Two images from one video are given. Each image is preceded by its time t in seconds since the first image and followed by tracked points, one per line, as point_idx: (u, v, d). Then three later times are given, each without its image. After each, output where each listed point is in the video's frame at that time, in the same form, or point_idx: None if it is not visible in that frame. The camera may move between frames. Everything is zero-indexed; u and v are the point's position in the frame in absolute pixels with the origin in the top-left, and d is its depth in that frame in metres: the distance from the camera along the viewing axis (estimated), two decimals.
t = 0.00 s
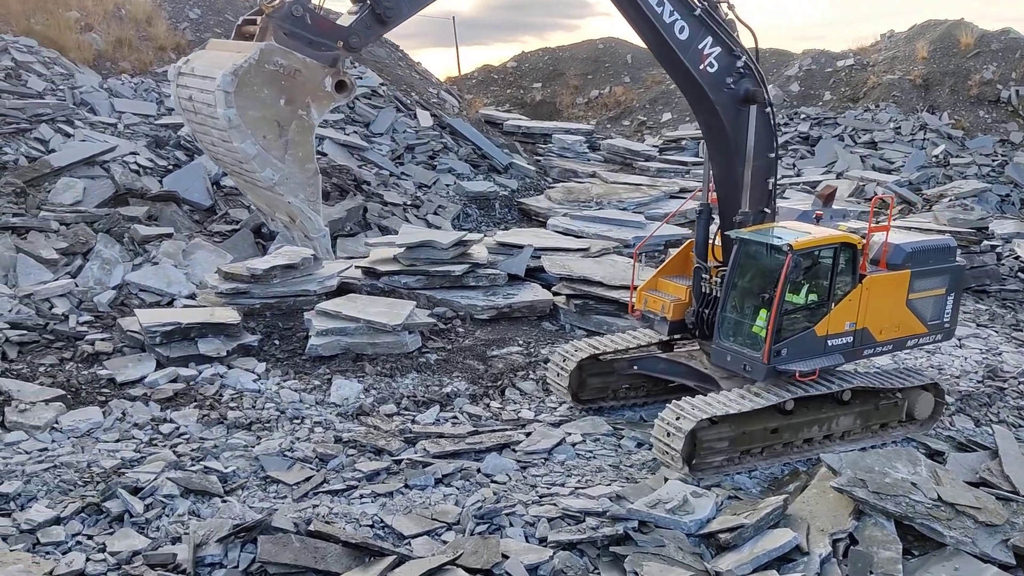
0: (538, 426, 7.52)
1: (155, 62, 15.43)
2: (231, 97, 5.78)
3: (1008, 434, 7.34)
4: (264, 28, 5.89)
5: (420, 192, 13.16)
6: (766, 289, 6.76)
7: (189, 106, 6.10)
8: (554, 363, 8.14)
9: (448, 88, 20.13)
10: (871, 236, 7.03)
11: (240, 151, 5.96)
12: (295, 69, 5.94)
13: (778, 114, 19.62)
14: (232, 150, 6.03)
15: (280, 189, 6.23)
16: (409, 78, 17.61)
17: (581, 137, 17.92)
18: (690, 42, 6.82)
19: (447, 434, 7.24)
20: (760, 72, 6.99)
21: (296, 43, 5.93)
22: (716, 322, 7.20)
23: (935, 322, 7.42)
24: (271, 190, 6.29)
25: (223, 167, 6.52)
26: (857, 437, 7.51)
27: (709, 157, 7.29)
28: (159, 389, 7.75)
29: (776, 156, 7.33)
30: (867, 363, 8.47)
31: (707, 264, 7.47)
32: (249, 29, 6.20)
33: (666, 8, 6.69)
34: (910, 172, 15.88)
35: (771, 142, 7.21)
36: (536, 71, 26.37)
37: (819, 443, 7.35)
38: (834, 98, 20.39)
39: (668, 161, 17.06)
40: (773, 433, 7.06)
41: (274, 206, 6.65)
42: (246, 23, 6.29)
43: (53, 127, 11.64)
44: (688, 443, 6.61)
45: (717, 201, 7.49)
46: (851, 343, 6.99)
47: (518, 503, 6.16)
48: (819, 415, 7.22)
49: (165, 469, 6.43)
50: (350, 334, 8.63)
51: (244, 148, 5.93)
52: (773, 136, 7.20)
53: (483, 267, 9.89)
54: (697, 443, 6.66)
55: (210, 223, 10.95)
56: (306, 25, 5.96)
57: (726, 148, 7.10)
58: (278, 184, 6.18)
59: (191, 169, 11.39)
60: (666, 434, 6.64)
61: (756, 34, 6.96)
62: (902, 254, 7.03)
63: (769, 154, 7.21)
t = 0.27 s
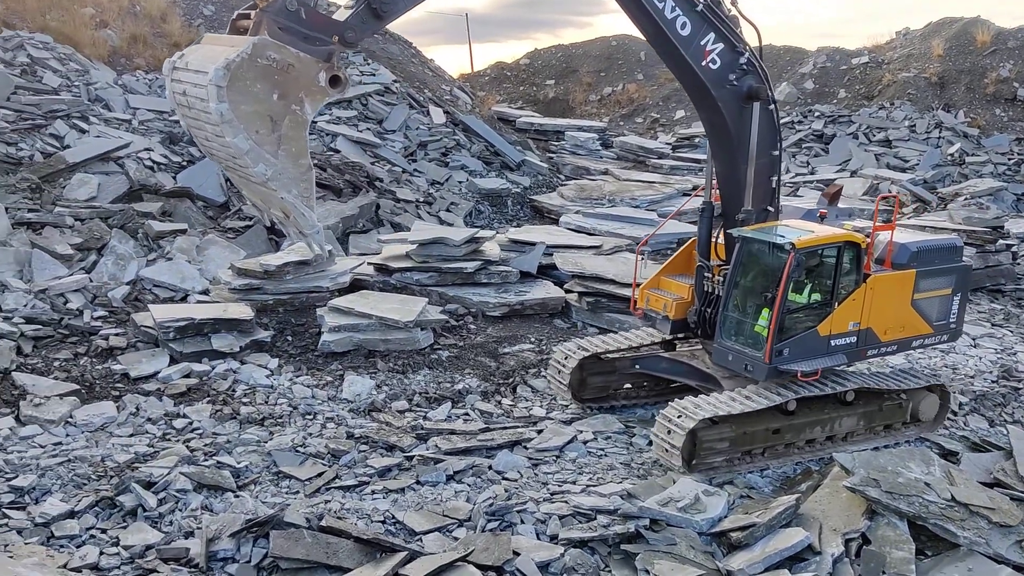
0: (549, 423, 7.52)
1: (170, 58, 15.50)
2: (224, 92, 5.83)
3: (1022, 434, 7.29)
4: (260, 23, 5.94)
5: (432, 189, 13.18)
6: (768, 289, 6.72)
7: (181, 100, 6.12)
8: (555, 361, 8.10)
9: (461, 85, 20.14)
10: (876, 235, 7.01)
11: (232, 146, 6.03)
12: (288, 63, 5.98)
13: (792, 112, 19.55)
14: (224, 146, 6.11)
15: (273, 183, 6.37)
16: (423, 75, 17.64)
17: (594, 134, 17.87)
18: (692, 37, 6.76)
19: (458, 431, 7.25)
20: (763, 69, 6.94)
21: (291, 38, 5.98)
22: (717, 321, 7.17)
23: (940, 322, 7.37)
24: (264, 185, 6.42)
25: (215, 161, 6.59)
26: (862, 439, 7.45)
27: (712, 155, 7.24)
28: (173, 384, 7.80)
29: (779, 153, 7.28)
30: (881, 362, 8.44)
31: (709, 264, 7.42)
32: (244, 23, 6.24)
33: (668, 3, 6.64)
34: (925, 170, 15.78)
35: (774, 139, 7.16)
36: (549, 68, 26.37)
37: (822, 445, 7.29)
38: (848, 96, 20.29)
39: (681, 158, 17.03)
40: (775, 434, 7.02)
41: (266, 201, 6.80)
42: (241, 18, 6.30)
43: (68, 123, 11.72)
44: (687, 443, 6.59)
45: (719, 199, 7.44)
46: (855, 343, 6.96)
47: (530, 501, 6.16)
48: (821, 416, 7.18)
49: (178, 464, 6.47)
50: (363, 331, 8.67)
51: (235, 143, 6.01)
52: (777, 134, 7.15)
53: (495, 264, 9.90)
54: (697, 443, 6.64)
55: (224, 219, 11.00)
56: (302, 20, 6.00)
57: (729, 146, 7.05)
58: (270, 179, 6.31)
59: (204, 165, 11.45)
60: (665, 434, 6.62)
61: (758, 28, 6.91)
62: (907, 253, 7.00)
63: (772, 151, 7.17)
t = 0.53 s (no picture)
0: (557, 422, 7.52)
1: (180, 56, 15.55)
2: (218, 83, 5.81)
3: None
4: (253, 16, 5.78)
5: (441, 187, 13.19)
6: (767, 287, 6.68)
7: (175, 93, 6.06)
8: (553, 361, 8.11)
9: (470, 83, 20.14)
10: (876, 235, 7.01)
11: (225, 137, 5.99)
12: (282, 55, 5.88)
13: (802, 111, 19.49)
14: (220, 140, 6.10)
15: (269, 177, 6.44)
16: (432, 73, 17.65)
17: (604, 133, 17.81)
18: (691, 34, 6.71)
19: (466, 429, 7.26)
20: (762, 66, 6.91)
21: (285, 32, 5.75)
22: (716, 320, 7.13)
23: (942, 322, 7.34)
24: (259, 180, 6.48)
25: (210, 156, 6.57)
26: (862, 440, 7.42)
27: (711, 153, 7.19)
28: (182, 381, 7.83)
29: (778, 151, 7.26)
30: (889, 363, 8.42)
31: (707, 262, 7.39)
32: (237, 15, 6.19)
33: None
34: (935, 170, 15.71)
35: (773, 137, 7.15)
36: (558, 66, 26.35)
37: (822, 446, 7.27)
38: (859, 95, 20.22)
39: (689, 157, 17.00)
40: (773, 434, 7.01)
41: (259, 196, 6.82)
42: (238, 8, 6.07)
43: (78, 121, 11.76)
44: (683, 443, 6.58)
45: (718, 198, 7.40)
46: (855, 342, 6.92)
47: (537, 499, 6.16)
48: (820, 417, 7.16)
49: (187, 461, 6.49)
50: (371, 329, 8.69)
51: (229, 135, 5.98)
52: (775, 132, 7.13)
53: (503, 263, 9.91)
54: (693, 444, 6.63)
55: (233, 217, 11.03)
56: (296, 13, 5.74)
57: (728, 144, 7.01)
58: (266, 173, 6.36)
59: (213, 163, 11.49)
60: (662, 435, 6.60)
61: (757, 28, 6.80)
62: (908, 253, 7.00)
63: (771, 149, 7.14)
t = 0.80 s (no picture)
0: (565, 422, 7.52)
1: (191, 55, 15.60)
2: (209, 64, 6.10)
3: None
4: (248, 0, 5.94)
5: (449, 186, 13.20)
6: (764, 286, 6.66)
7: (169, 76, 6.35)
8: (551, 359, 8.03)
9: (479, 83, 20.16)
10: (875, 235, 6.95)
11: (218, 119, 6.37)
12: (273, 38, 6.03)
13: (812, 111, 19.44)
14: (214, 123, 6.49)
15: (255, 157, 6.87)
16: (441, 73, 17.67)
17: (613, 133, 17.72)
18: (690, 30, 6.67)
19: (474, 428, 7.26)
20: (763, 63, 6.85)
21: (279, 15, 5.90)
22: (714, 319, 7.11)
23: (942, 324, 7.30)
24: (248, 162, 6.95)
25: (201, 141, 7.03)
26: (860, 442, 7.35)
27: (711, 151, 7.14)
28: (190, 379, 7.86)
29: (778, 150, 7.19)
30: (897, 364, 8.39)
31: (707, 261, 7.37)
32: None
33: None
34: (945, 170, 15.65)
35: (773, 135, 7.09)
36: (567, 65, 26.35)
37: (819, 448, 7.20)
38: (869, 94, 20.15)
39: (698, 156, 16.99)
40: (769, 435, 6.94)
41: (255, 182, 7.60)
42: None
43: (89, 119, 11.82)
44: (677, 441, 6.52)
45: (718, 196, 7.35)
46: (854, 343, 6.89)
47: (545, 499, 6.16)
48: (818, 418, 7.09)
49: (196, 458, 6.51)
50: (379, 327, 8.70)
51: (220, 117, 6.31)
52: (775, 129, 7.08)
53: (511, 262, 9.92)
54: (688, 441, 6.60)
55: (242, 216, 11.07)
56: None
57: (727, 141, 6.97)
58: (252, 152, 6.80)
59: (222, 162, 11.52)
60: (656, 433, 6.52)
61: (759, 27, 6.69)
62: (908, 254, 6.94)
63: (771, 147, 7.09)
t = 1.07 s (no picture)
0: (574, 423, 7.52)
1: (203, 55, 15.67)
2: (194, 70, 5.09)
3: None
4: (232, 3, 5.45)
5: (459, 187, 13.21)
6: (762, 290, 6.63)
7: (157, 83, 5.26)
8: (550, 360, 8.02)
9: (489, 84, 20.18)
10: (877, 240, 6.91)
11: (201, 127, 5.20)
12: (261, 43, 5.37)
13: (823, 112, 19.38)
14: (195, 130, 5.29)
15: (242, 167, 5.46)
16: (451, 73, 17.70)
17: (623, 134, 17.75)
18: (690, 31, 6.63)
19: (483, 429, 7.26)
20: (763, 64, 6.82)
21: (268, 18, 5.39)
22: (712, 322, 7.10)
23: (945, 330, 7.25)
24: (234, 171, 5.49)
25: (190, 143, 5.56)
26: (859, 448, 7.27)
27: (711, 152, 7.12)
28: (201, 378, 7.88)
29: (779, 151, 7.17)
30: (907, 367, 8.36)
31: (706, 263, 7.32)
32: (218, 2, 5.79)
33: None
34: (957, 172, 15.58)
35: (773, 136, 7.07)
36: (578, 66, 26.34)
37: (818, 453, 7.12)
38: (880, 96, 20.08)
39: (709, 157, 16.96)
40: (767, 440, 6.88)
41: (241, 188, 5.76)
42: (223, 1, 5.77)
43: (101, 119, 11.88)
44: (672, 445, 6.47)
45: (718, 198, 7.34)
46: (855, 348, 6.87)
47: (553, 499, 6.16)
48: (818, 423, 7.01)
49: (206, 457, 6.53)
50: (389, 327, 8.71)
51: (205, 124, 5.18)
52: (776, 131, 7.05)
53: (521, 263, 9.93)
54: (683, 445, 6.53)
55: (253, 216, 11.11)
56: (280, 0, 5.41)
57: (727, 143, 6.94)
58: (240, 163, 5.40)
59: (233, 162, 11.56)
60: (652, 436, 6.48)
61: (759, 26, 6.54)
62: (911, 259, 6.87)
63: (770, 149, 7.07)
